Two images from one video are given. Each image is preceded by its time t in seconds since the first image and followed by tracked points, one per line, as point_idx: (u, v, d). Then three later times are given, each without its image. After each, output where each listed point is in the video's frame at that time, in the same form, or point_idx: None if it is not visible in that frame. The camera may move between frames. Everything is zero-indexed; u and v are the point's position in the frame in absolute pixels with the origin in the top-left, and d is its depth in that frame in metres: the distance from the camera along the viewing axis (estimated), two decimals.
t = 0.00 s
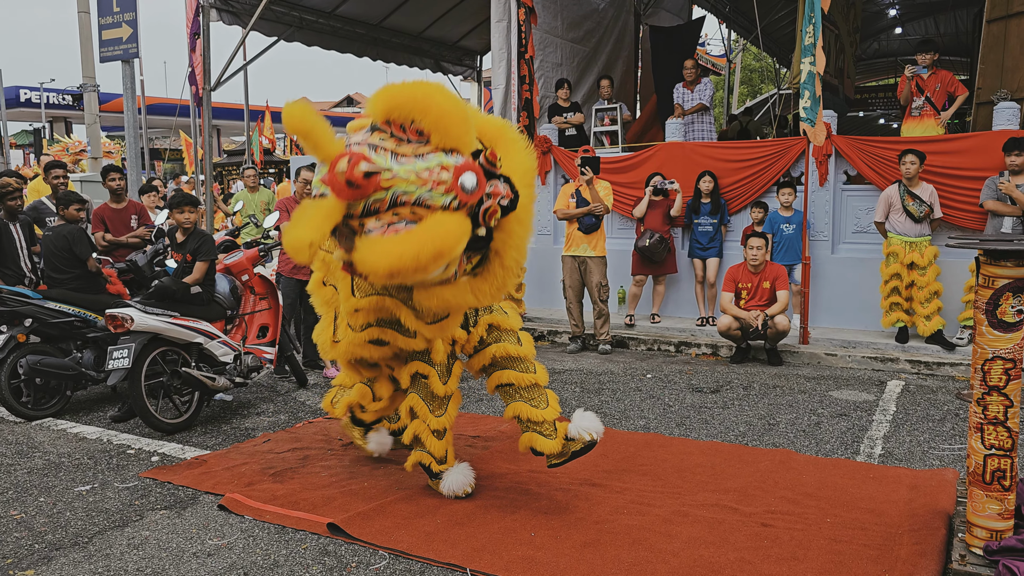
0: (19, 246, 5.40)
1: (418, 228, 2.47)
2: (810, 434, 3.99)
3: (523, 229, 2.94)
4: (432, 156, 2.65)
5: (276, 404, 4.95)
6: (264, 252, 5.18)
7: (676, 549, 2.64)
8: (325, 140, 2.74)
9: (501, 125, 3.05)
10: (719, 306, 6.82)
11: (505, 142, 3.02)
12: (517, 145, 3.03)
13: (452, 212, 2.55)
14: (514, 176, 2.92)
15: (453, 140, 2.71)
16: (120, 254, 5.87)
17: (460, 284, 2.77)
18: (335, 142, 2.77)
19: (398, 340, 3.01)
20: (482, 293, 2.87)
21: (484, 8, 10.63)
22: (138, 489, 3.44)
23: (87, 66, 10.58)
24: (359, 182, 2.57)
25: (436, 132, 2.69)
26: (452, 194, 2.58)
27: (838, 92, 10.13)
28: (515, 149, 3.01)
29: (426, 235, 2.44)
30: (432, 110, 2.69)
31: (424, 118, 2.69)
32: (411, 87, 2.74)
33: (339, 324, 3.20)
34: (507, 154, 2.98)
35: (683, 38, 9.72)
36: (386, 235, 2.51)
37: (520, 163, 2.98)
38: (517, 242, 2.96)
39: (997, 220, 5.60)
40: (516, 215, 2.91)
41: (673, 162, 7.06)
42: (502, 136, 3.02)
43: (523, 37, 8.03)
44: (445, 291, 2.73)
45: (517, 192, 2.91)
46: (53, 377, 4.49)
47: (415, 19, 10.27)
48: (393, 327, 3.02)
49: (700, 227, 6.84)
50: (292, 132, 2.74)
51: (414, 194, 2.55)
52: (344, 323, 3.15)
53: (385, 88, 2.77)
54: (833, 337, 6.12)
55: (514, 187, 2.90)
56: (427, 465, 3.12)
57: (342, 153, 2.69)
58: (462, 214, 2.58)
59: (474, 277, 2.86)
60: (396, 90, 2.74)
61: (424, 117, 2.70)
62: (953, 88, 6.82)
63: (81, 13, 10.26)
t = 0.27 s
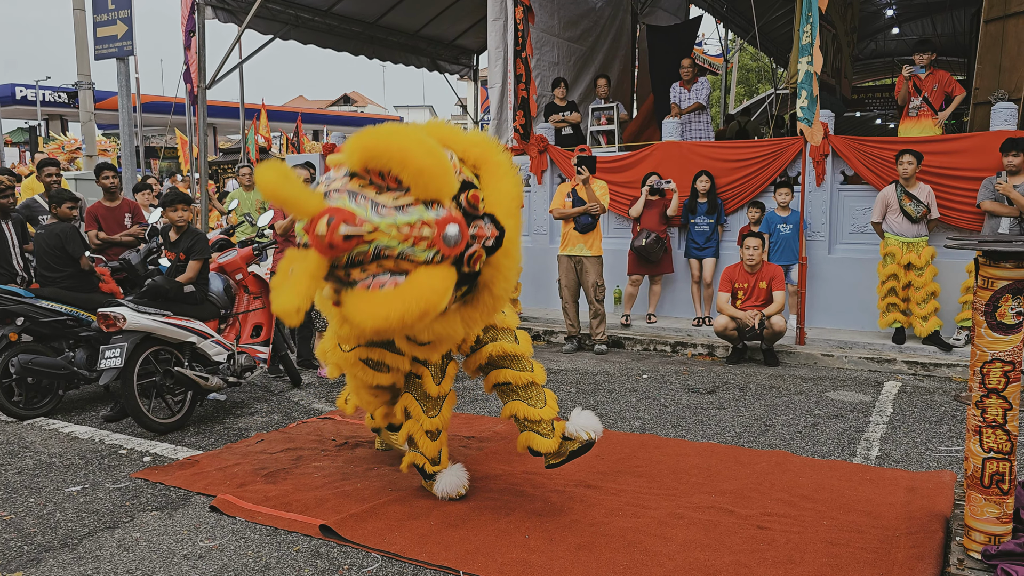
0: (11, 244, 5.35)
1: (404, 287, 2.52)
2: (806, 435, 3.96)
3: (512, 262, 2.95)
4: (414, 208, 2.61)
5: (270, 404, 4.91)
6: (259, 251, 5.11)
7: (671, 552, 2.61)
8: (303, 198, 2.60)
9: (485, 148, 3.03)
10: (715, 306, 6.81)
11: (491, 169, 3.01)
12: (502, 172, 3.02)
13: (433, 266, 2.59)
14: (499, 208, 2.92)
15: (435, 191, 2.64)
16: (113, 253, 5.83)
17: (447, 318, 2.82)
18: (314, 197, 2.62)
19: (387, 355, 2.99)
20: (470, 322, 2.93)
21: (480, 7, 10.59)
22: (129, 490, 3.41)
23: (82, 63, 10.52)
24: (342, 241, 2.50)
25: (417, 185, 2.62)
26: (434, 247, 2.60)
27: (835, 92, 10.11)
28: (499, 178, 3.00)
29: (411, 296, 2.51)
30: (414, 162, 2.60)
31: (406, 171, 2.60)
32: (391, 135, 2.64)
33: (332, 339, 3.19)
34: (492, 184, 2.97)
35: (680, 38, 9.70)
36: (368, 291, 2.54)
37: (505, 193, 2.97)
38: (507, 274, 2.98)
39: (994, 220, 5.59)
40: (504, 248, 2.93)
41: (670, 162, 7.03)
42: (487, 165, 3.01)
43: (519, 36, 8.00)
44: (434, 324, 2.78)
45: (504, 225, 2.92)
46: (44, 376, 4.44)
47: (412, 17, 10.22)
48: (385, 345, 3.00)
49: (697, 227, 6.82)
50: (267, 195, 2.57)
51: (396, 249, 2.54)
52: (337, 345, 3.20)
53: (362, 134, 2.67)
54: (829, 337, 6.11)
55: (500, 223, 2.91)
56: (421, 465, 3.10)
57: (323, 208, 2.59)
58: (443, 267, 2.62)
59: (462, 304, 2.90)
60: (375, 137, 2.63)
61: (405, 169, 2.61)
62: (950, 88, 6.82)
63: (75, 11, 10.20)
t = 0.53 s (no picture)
0: (6, 243, 5.32)
1: (395, 328, 2.55)
2: (804, 436, 3.95)
3: (506, 289, 2.90)
4: (404, 251, 2.58)
5: (265, 404, 4.89)
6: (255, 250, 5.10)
7: (668, 554, 2.60)
8: (292, 247, 2.60)
9: (474, 169, 2.94)
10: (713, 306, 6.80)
11: (482, 190, 2.94)
12: (494, 196, 2.94)
13: (422, 308, 2.60)
14: (490, 237, 2.87)
15: (423, 235, 2.58)
16: (108, 251, 5.80)
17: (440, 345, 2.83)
18: (302, 244, 2.61)
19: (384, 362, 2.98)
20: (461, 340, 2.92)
21: (478, 6, 10.57)
22: (122, 491, 3.38)
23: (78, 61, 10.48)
24: (333, 288, 2.54)
25: (405, 232, 2.57)
26: (423, 289, 2.59)
27: (834, 93, 10.11)
28: (490, 202, 2.93)
29: (403, 338, 2.53)
30: (401, 209, 2.52)
31: (393, 217, 2.54)
32: (377, 177, 2.54)
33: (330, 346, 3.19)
34: (483, 209, 2.91)
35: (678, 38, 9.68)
36: (359, 334, 2.59)
37: (496, 218, 2.91)
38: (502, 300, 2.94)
39: (992, 221, 5.57)
40: (497, 275, 2.88)
41: (668, 162, 7.01)
42: (477, 186, 2.93)
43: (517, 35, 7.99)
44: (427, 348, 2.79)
45: (495, 253, 2.87)
46: (38, 375, 4.41)
47: (410, 16, 10.20)
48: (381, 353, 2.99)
49: (695, 227, 6.80)
50: (254, 251, 2.62)
51: (386, 292, 2.55)
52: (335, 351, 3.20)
53: (349, 174, 2.58)
54: (827, 338, 6.10)
55: (491, 252, 2.86)
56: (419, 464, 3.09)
57: (312, 253, 2.59)
58: (433, 309, 2.62)
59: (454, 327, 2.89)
60: (361, 180, 2.54)
61: (393, 215, 2.54)
62: (949, 88, 6.81)
63: (72, 8, 10.16)
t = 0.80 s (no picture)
0: None
1: (391, 373, 2.63)
2: (802, 438, 3.92)
3: (499, 324, 2.92)
4: (398, 301, 2.58)
5: (261, 403, 4.86)
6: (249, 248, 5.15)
7: (665, 557, 2.57)
8: (285, 299, 2.59)
9: (466, 202, 2.87)
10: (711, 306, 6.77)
11: (477, 223, 2.90)
12: (489, 231, 2.91)
13: (416, 354, 2.66)
14: (482, 274, 2.84)
15: (418, 290, 2.54)
16: (103, 250, 5.77)
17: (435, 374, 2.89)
18: (294, 293, 2.59)
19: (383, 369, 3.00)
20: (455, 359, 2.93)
21: (477, 5, 10.54)
22: (115, 491, 3.35)
23: (74, 59, 10.43)
24: (328, 339, 2.56)
25: (397, 287, 2.52)
26: (416, 337, 2.63)
27: (833, 93, 10.09)
28: (483, 237, 2.90)
29: (399, 384, 2.62)
30: (390, 268, 2.47)
31: (385, 273, 2.48)
32: (365, 233, 2.46)
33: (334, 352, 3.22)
34: (477, 245, 2.88)
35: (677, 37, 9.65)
36: (354, 375, 2.66)
37: (489, 255, 2.89)
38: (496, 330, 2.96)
39: (990, 221, 5.55)
40: (492, 311, 2.89)
41: (667, 161, 6.99)
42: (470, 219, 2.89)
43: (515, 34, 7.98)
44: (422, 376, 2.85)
45: (489, 291, 2.86)
46: (31, 374, 4.33)
47: (408, 15, 10.16)
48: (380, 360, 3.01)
49: (693, 227, 6.77)
50: (247, 306, 2.60)
51: (381, 338, 2.60)
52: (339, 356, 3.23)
53: (336, 227, 2.49)
54: (826, 339, 6.07)
55: (484, 290, 2.84)
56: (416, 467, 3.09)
57: (304, 301, 2.58)
58: (427, 354, 2.68)
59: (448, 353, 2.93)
60: (350, 236, 2.46)
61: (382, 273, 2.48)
62: (948, 89, 6.80)
63: (69, 6, 10.11)
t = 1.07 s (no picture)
0: None
1: (391, 408, 2.64)
2: (801, 440, 3.90)
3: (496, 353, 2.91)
4: (398, 344, 2.50)
5: (257, 404, 4.83)
6: (246, 248, 5.08)
7: (663, 560, 2.55)
8: (287, 339, 2.60)
9: (466, 232, 2.77)
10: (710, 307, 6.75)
11: (477, 253, 2.81)
12: (489, 259, 2.84)
13: (416, 390, 2.65)
14: (481, 306, 2.80)
15: (420, 336, 2.48)
16: (99, 248, 5.74)
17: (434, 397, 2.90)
18: (294, 330, 2.59)
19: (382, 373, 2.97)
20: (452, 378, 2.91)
21: (476, 4, 10.51)
22: (109, 492, 3.33)
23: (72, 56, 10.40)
24: (328, 379, 2.52)
25: (398, 335, 2.46)
26: (416, 376, 2.59)
27: (833, 93, 10.07)
28: (483, 268, 2.82)
29: (399, 419, 2.63)
30: (390, 319, 2.39)
31: (387, 325, 2.41)
32: (364, 281, 2.38)
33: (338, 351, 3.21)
34: (477, 275, 2.81)
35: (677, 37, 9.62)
36: (356, 406, 2.67)
37: (489, 287, 2.82)
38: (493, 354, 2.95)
39: (990, 223, 5.53)
40: (489, 341, 2.87)
41: (666, 161, 6.97)
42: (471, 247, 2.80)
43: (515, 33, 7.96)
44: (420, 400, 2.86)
45: (488, 323, 2.83)
46: (27, 374, 4.30)
47: (407, 13, 10.14)
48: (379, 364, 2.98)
49: (693, 227, 6.75)
50: (248, 352, 2.66)
51: (380, 376, 2.55)
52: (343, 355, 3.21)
53: (336, 273, 2.39)
54: (825, 340, 6.05)
55: (482, 323, 2.81)
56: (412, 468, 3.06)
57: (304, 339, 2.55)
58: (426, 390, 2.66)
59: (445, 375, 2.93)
60: (350, 284, 2.37)
61: (382, 322, 2.41)
62: (949, 89, 6.77)
63: (66, 3, 10.08)
